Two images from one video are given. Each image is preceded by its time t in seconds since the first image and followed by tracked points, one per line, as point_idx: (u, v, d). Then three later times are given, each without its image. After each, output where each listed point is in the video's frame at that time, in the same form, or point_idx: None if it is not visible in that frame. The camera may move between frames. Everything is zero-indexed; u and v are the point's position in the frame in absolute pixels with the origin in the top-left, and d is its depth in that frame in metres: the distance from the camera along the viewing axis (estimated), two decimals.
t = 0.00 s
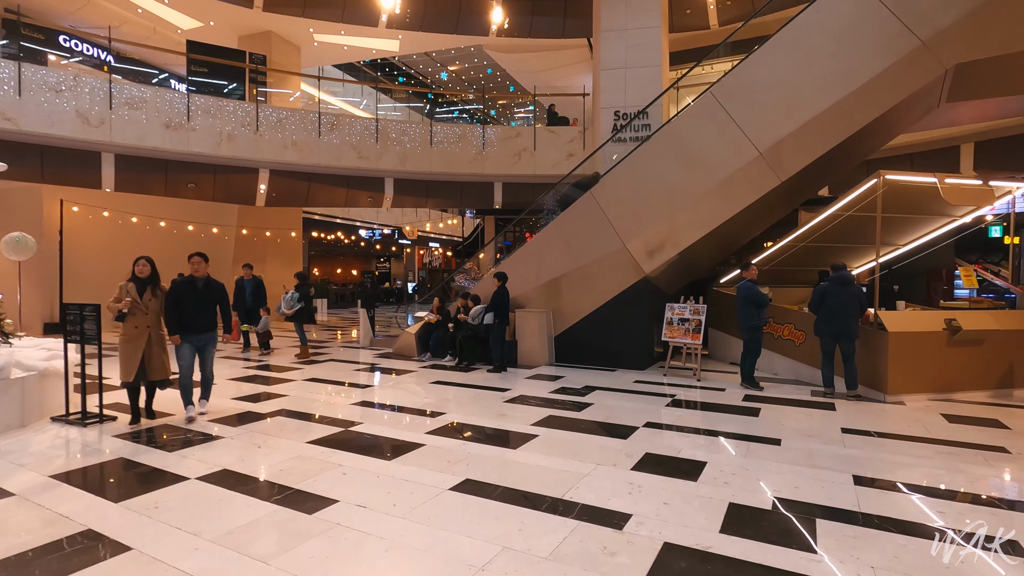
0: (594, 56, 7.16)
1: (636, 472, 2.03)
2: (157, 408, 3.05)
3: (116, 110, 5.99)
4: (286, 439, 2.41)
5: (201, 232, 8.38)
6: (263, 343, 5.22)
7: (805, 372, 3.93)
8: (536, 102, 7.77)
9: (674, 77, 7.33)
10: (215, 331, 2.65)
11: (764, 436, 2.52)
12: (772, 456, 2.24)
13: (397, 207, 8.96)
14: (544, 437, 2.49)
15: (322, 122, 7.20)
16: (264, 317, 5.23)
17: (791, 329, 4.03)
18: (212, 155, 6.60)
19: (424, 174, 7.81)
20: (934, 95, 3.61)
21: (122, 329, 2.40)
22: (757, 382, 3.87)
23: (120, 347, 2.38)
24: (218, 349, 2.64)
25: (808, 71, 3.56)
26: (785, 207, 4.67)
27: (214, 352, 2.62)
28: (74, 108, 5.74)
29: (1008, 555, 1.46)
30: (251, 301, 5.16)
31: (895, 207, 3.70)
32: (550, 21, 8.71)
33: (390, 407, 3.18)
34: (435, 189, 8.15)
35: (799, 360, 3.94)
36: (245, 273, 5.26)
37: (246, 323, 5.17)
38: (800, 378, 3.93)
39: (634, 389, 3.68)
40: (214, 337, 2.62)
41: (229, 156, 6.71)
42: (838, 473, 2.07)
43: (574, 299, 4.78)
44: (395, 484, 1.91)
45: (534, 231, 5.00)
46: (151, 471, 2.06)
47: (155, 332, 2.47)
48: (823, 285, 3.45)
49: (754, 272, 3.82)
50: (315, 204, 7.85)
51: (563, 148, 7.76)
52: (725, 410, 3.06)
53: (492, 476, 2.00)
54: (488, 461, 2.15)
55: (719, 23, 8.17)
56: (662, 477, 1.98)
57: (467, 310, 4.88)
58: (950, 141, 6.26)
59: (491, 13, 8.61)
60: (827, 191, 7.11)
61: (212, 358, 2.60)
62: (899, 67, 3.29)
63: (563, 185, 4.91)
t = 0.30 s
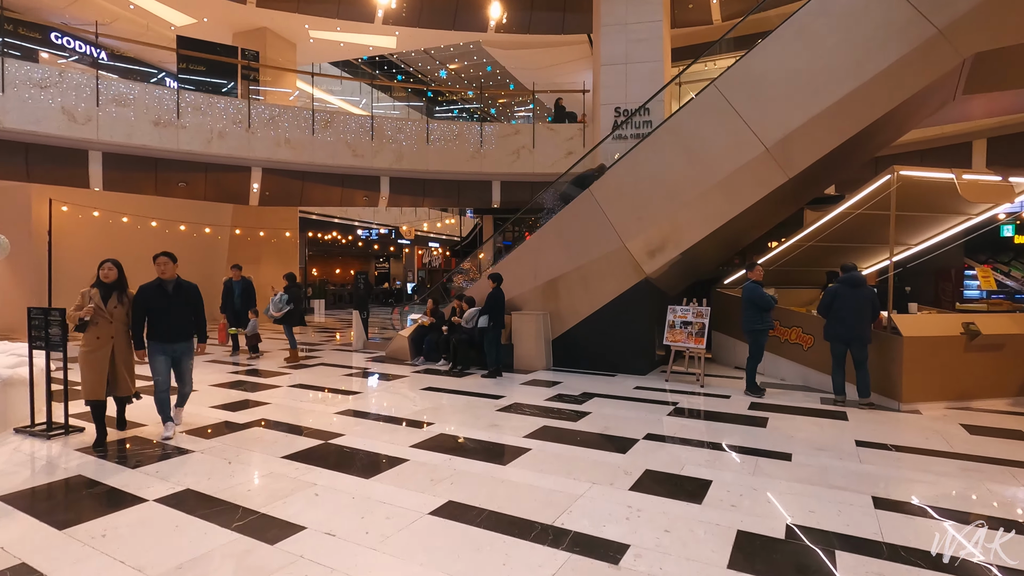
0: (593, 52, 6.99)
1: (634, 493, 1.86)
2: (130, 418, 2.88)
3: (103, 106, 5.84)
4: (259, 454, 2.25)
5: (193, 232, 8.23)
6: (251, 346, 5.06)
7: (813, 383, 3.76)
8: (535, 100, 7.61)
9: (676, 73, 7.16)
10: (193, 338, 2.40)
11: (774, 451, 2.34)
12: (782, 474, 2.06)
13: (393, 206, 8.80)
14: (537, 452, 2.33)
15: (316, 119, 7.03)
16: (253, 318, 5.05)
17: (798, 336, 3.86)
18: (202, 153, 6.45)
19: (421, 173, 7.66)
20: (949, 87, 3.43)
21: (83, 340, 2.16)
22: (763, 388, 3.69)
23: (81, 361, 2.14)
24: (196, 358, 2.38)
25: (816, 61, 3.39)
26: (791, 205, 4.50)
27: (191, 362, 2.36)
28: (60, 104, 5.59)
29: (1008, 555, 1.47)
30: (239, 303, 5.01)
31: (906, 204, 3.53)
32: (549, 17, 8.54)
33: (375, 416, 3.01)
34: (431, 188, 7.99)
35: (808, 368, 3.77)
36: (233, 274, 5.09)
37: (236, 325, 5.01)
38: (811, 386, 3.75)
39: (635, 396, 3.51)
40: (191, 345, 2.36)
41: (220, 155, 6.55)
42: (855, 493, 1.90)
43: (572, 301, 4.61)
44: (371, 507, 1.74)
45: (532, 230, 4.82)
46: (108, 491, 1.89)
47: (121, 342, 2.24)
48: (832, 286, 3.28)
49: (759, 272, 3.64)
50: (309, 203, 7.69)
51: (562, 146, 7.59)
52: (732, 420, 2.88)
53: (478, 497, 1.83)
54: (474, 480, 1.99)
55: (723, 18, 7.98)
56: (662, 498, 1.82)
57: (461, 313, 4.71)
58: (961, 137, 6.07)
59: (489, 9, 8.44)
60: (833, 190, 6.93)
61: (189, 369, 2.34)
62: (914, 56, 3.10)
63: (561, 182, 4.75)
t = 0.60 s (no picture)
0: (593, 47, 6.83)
1: (629, 509, 1.70)
2: (102, 423, 2.74)
3: (92, 102, 5.72)
4: (229, 464, 2.10)
5: (186, 232, 8.16)
6: (240, 347, 4.92)
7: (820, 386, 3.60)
8: (536, 98, 7.40)
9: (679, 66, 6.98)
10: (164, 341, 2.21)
11: (782, 461, 2.18)
12: (791, 487, 1.90)
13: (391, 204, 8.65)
14: (527, 461, 2.17)
15: (310, 116, 6.89)
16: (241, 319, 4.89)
17: (804, 337, 3.70)
18: (193, 150, 6.32)
19: (417, 170, 7.50)
20: (964, 74, 3.26)
21: (42, 343, 2.02)
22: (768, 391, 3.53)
23: (38, 365, 2.00)
24: (165, 362, 2.19)
25: (825, 49, 3.22)
26: (796, 202, 4.34)
27: (160, 367, 2.17)
28: (47, 100, 5.47)
29: (1007, 554, 1.45)
30: (229, 302, 4.87)
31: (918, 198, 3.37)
32: (549, 12, 8.38)
33: (360, 421, 2.86)
34: (428, 186, 7.86)
35: (815, 370, 3.61)
36: (223, 274, 4.94)
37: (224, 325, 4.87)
38: (817, 389, 3.59)
39: (634, 400, 3.35)
40: (159, 348, 2.17)
41: (212, 152, 6.42)
42: (871, 509, 1.73)
43: (570, 301, 4.46)
44: (341, 525, 1.59)
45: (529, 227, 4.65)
46: (58, 505, 1.74)
47: (82, 345, 2.08)
48: (840, 285, 3.14)
49: (760, 270, 3.48)
50: (304, 202, 7.56)
51: (562, 142, 7.42)
52: (736, 427, 2.72)
53: (458, 514, 1.68)
54: (456, 493, 1.83)
55: (726, 12, 7.81)
56: (660, 515, 1.66)
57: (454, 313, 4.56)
58: (973, 131, 5.89)
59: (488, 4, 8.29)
60: (839, 187, 6.75)
61: (156, 374, 2.16)
62: (929, 41, 2.92)
63: (558, 179, 4.62)
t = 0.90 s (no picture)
0: (595, 42, 6.68)
1: (624, 538, 1.54)
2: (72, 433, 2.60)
3: (82, 100, 5.61)
4: (195, 482, 1.95)
5: (181, 232, 8.07)
6: (231, 350, 4.79)
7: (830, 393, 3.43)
8: (539, 97, 7.25)
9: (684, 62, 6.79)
10: (127, 356, 2.01)
11: (794, 481, 2.01)
12: (803, 512, 1.73)
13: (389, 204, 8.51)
14: (516, 480, 2.01)
15: (306, 114, 6.76)
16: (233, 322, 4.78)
17: (814, 342, 3.53)
18: (187, 149, 6.20)
19: (416, 169, 7.36)
20: (986, 65, 3.07)
21: None
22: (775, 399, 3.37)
23: None
24: (124, 381, 1.98)
25: (836, 38, 3.04)
26: (805, 201, 4.17)
27: (118, 386, 1.97)
28: (36, 98, 5.37)
29: (1008, 555, 1.48)
30: (219, 305, 4.75)
31: (932, 195, 3.19)
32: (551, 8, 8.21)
33: (343, 432, 2.71)
34: (427, 185, 7.72)
35: (825, 376, 3.44)
36: (213, 276, 4.82)
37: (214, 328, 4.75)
38: (827, 397, 3.43)
39: (634, 409, 3.19)
40: (120, 365, 1.98)
41: (205, 151, 6.30)
42: (894, 539, 1.56)
43: (569, 303, 4.30)
44: (304, 555, 1.44)
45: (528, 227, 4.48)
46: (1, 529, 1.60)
47: (37, 359, 1.86)
48: (851, 289, 2.98)
49: (764, 273, 3.30)
50: (301, 201, 7.43)
51: (563, 141, 7.26)
52: (742, 440, 2.55)
53: (435, 543, 1.52)
54: (435, 517, 1.68)
55: (732, 7, 7.62)
56: (659, 546, 1.50)
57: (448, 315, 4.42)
58: (989, 127, 5.68)
59: None
60: (848, 185, 6.56)
61: (112, 395, 1.94)
62: (949, 29, 2.73)
63: (559, 176, 4.41)
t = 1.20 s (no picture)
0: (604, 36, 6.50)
1: (630, 563, 1.39)
2: (55, 439, 2.50)
3: (84, 98, 5.57)
4: (171, 494, 1.83)
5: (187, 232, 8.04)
6: (230, 351, 4.71)
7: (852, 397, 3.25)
8: (548, 94, 7.07)
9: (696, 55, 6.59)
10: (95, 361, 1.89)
11: (819, 497, 1.84)
12: (829, 535, 1.56)
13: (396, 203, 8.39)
14: (514, 494, 1.86)
15: (310, 111, 6.67)
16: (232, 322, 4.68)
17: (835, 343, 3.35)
18: (190, 147, 6.13)
19: (421, 167, 7.23)
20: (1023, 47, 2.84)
21: None
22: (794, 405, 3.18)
23: None
24: (95, 391, 1.88)
25: (859, 21, 2.84)
26: (825, 196, 3.96)
27: (88, 396, 1.87)
28: (38, 97, 5.33)
29: (1006, 552, 1.47)
30: (218, 305, 4.65)
31: (963, 188, 2.98)
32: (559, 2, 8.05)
33: (336, 438, 2.58)
34: (433, 183, 7.60)
35: (847, 379, 3.26)
36: (213, 275, 4.67)
37: (213, 328, 4.66)
38: (850, 401, 3.24)
39: (643, 415, 3.02)
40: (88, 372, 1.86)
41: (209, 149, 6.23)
42: (937, 568, 1.38)
43: (576, 303, 4.15)
44: None
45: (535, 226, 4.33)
46: None
47: None
48: (873, 288, 2.79)
49: (778, 271, 3.11)
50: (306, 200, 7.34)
51: (571, 137, 7.09)
52: (761, 450, 2.37)
53: (420, 566, 1.38)
54: (422, 537, 1.53)
55: None
56: (668, 573, 1.34)
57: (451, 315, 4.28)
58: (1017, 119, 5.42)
59: None
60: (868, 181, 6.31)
61: (83, 405, 1.85)
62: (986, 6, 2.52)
63: (566, 175, 4.25)
